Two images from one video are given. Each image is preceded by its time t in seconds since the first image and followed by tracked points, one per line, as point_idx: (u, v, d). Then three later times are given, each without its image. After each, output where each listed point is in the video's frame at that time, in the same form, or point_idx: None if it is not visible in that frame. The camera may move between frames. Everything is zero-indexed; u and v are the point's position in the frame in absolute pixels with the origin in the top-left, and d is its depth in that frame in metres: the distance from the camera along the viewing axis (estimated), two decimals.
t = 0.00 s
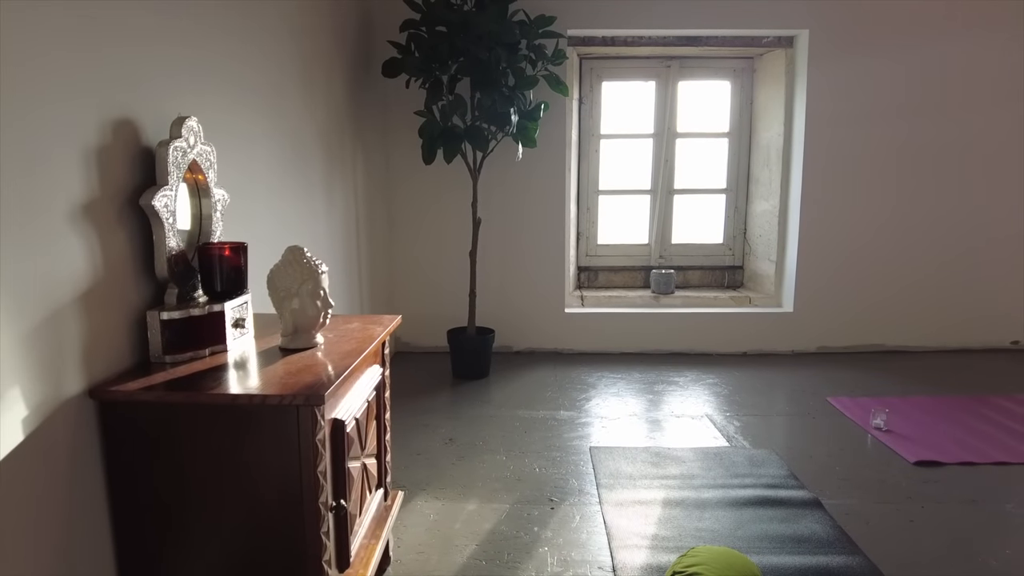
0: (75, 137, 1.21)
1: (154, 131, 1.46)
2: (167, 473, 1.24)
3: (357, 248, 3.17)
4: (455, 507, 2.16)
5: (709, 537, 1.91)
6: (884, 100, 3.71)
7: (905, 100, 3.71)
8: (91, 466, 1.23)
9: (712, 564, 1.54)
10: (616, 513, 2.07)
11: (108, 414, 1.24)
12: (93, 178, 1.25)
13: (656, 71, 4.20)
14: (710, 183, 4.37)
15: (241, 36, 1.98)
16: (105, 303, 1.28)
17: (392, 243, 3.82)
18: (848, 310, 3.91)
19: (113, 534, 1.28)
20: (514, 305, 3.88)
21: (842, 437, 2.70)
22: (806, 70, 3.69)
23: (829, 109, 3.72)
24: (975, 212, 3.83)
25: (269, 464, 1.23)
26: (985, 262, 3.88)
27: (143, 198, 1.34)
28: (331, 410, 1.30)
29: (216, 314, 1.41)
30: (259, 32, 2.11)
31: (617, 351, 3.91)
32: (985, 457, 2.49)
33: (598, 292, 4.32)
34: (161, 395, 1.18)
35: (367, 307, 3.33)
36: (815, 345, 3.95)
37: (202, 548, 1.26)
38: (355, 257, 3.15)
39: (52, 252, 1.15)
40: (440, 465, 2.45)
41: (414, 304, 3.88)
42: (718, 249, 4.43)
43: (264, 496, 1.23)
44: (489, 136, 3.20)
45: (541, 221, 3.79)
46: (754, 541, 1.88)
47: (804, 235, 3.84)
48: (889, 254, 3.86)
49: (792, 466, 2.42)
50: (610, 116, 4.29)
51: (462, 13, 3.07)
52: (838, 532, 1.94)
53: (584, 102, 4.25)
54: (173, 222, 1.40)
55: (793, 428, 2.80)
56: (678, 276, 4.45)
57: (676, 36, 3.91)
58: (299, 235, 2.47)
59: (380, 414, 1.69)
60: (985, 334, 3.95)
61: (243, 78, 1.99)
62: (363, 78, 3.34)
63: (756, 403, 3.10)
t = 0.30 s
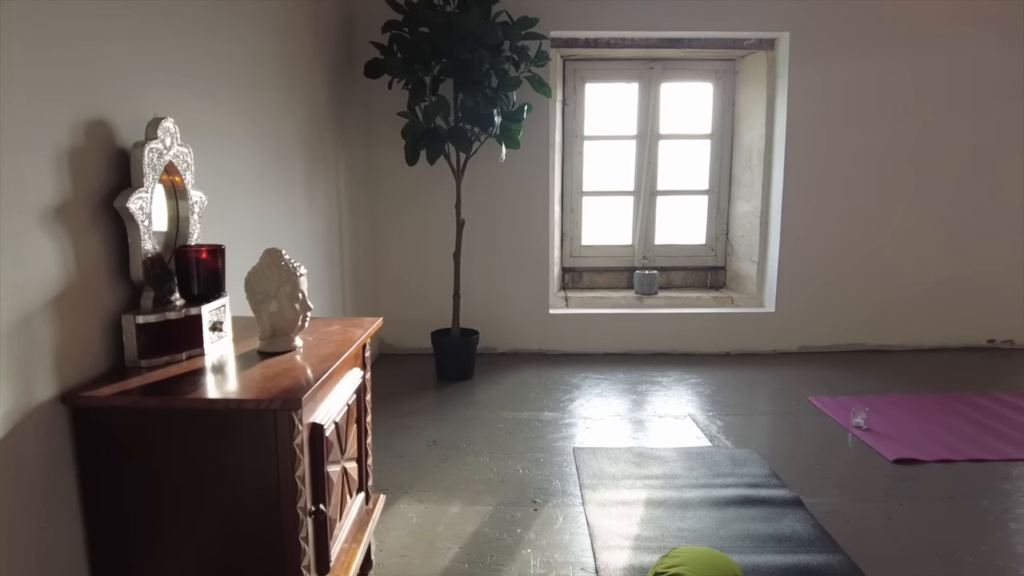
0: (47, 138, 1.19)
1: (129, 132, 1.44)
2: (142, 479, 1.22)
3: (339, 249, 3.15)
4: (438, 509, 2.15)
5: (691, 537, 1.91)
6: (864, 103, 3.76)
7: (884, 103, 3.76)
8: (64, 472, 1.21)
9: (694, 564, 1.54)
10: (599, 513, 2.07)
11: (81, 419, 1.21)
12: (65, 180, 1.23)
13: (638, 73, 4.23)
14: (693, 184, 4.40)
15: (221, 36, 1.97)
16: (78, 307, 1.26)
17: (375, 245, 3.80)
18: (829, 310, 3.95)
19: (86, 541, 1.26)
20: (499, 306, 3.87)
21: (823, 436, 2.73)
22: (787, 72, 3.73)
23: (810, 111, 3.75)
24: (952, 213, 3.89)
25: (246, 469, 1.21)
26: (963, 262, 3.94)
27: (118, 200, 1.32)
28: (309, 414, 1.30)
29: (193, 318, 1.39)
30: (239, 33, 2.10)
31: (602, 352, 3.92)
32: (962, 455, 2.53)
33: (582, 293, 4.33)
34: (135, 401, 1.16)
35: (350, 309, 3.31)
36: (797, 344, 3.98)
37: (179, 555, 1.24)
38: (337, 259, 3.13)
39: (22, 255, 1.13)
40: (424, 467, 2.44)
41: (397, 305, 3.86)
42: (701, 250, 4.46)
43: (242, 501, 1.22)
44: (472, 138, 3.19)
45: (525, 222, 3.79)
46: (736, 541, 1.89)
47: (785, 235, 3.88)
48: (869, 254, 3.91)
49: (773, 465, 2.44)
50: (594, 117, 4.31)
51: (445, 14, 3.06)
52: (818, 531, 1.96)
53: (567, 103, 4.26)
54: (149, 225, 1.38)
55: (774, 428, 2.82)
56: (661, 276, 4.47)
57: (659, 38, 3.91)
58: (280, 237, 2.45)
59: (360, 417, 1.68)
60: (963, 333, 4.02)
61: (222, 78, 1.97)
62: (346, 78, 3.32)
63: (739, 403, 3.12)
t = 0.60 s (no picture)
0: (14, 139, 1.16)
1: (99, 132, 1.41)
2: (113, 485, 1.19)
3: (319, 251, 3.12)
4: (420, 513, 2.13)
5: (673, 538, 1.92)
6: (842, 105, 3.80)
7: (862, 105, 3.81)
8: (32, 480, 1.18)
9: (675, 564, 1.54)
10: (581, 515, 2.07)
11: (49, 426, 1.18)
12: (32, 181, 1.20)
13: (620, 74, 4.24)
14: (674, 185, 4.42)
15: (196, 35, 1.94)
16: (45, 310, 1.23)
17: (356, 246, 3.77)
18: (809, 310, 3.99)
19: (55, 550, 1.23)
20: (481, 308, 3.86)
21: (803, 435, 2.75)
22: (766, 74, 3.76)
23: (789, 113, 3.79)
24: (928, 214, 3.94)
25: (221, 475, 1.19)
26: (939, 262, 4.00)
27: (88, 201, 1.29)
28: (285, 418, 1.28)
29: (166, 321, 1.37)
30: (214, 32, 2.07)
31: (585, 353, 3.93)
32: (940, 452, 2.56)
33: (565, 294, 4.33)
34: (106, 406, 1.14)
35: (330, 311, 3.28)
36: (778, 344, 4.02)
37: (151, 562, 1.22)
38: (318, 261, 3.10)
39: None
40: (405, 470, 2.42)
41: (379, 307, 3.84)
42: (683, 250, 4.48)
43: (216, 508, 1.20)
44: (454, 138, 3.18)
45: (508, 223, 3.79)
46: (717, 541, 1.89)
47: (765, 236, 3.91)
48: (848, 255, 3.95)
49: (754, 464, 2.45)
50: (576, 118, 4.31)
51: (426, 14, 3.05)
52: (799, 529, 1.98)
53: (550, 105, 4.26)
54: (121, 226, 1.35)
55: (755, 427, 2.84)
56: (644, 277, 4.48)
57: (640, 40, 3.94)
58: (258, 239, 2.42)
59: (339, 421, 1.66)
60: (940, 331, 4.07)
61: (198, 78, 1.94)
62: (326, 78, 3.29)
63: (720, 403, 3.14)
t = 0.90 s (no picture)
0: None
1: (67, 130, 1.37)
2: (82, 491, 1.16)
3: (298, 252, 3.08)
4: (401, 516, 2.11)
5: (656, 538, 1.91)
6: (821, 106, 3.83)
7: (841, 107, 3.84)
8: None
9: (657, 565, 1.53)
10: (564, 516, 2.06)
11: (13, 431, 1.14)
12: None
13: (602, 75, 4.24)
14: (656, 186, 4.44)
15: (171, 32, 1.90)
16: (8, 312, 1.18)
17: (337, 247, 3.73)
18: (790, 309, 4.02)
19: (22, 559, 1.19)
20: (463, 309, 3.84)
21: (784, 433, 2.77)
22: (747, 76, 3.79)
23: (769, 114, 3.81)
24: (906, 214, 3.99)
25: (194, 480, 1.16)
26: (916, 262, 4.05)
27: (55, 200, 1.26)
28: (260, 422, 1.25)
29: (139, 322, 1.33)
30: (191, 29, 2.03)
31: (568, 353, 3.92)
32: (918, 449, 2.58)
33: (547, 294, 4.32)
34: (73, 411, 1.10)
35: (310, 313, 3.24)
36: (759, 344, 4.04)
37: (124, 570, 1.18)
38: (297, 262, 3.06)
39: None
40: (386, 473, 2.40)
41: (361, 309, 3.80)
42: (664, 250, 4.50)
43: (190, 512, 1.17)
44: (435, 138, 3.16)
45: (490, 223, 3.77)
46: (700, 540, 1.89)
47: (746, 236, 3.93)
48: (828, 255, 3.99)
49: (736, 463, 2.46)
50: (558, 118, 4.31)
51: (406, 13, 3.02)
52: (780, 527, 1.98)
53: (532, 105, 4.25)
54: (90, 226, 1.31)
55: (736, 426, 2.85)
56: (626, 277, 4.49)
57: (622, 40, 3.94)
58: (235, 240, 2.38)
59: (317, 423, 1.64)
60: (916, 330, 4.13)
61: (172, 76, 1.90)
62: (305, 78, 3.25)
63: (703, 402, 3.15)
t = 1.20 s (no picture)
0: None
1: (15, 123, 1.30)
2: (30, 503, 1.09)
3: (271, 252, 3.00)
4: (376, 522, 2.05)
5: (636, 542, 1.88)
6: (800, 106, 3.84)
7: (819, 106, 3.85)
8: None
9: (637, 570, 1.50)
10: (543, 520, 2.02)
11: None
12: None
13: (582, 74, 4.21)
14: (636, 185, 4.42)
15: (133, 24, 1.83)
16: None
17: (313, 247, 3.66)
18: (769, 309, 4.03)
19: None
20: (443, 310, 3.78)
21: (765, 433, 2.76)
22: (726, 75, 3.78)
23: (748, 113, 3.81)
24: (884, 213, 4.02)
25: (151, 491, 1.10)
26: (894, 260, 4.08)
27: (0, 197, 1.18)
28: (221, 429, 1.19)
29: (93, 326, 1.26)
30: (154, 21, 1.95)
31: (548, 354, 3.88)
32: (898, 448, 2.58)
33: (528, 294, 4.28)
34: (19, 420, 1.04)
35: (284, 315, 3.17)
36: (739, 343, 4.04)
37: None
38: (271, 263, 2.99)
39: None
40: (362, 479, 2.34)
41: (338, 310, 3.73)
42: (645, 250, 4.48)
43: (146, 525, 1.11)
44: (412, 136, 3.10)
45: (469, 223, 3.72)
46: (682, 544, 1.86)
47: (726, 235, 3.93)
48: (808, 254, 4.00)
49: (717, 464, 2.44)
50: (538, 117, 4.27)
51: (382, 9, 2.96)
52: (762, 529, 1.96)
53: (511, 104, 4.21)
54: (39, 224, 1.24)
55: (717, 427, 2.83)
56: (607, 277, 4.47)
57: (602, 38, 3.92)
58: (204, 240, 2.30)
59: (285, 429, 1.58)
60: (894, 328, 4.16)
61: (133, 70, 1.83)
62: (278, 74, 3.17)
63: (683, 402, 3.13)
